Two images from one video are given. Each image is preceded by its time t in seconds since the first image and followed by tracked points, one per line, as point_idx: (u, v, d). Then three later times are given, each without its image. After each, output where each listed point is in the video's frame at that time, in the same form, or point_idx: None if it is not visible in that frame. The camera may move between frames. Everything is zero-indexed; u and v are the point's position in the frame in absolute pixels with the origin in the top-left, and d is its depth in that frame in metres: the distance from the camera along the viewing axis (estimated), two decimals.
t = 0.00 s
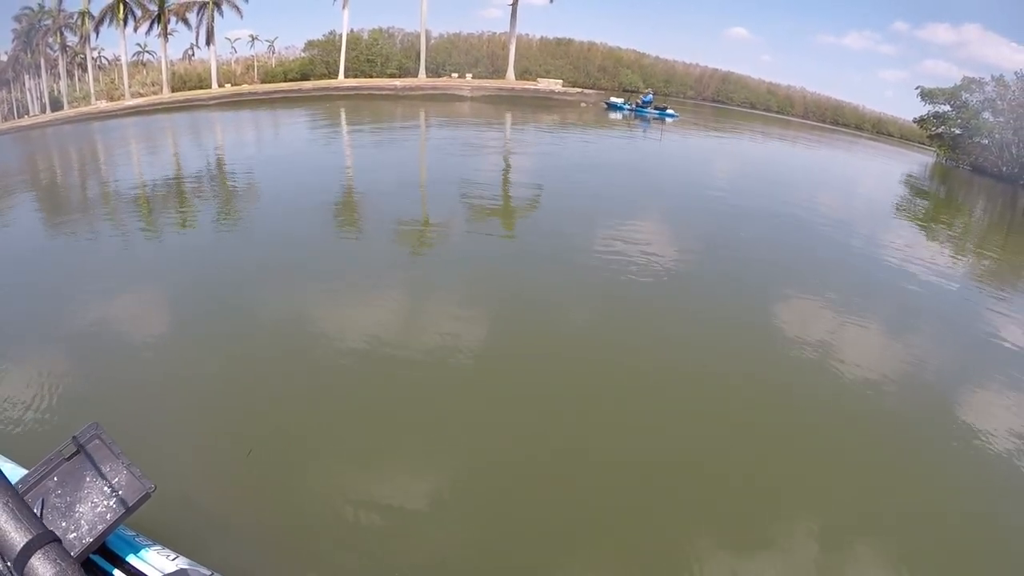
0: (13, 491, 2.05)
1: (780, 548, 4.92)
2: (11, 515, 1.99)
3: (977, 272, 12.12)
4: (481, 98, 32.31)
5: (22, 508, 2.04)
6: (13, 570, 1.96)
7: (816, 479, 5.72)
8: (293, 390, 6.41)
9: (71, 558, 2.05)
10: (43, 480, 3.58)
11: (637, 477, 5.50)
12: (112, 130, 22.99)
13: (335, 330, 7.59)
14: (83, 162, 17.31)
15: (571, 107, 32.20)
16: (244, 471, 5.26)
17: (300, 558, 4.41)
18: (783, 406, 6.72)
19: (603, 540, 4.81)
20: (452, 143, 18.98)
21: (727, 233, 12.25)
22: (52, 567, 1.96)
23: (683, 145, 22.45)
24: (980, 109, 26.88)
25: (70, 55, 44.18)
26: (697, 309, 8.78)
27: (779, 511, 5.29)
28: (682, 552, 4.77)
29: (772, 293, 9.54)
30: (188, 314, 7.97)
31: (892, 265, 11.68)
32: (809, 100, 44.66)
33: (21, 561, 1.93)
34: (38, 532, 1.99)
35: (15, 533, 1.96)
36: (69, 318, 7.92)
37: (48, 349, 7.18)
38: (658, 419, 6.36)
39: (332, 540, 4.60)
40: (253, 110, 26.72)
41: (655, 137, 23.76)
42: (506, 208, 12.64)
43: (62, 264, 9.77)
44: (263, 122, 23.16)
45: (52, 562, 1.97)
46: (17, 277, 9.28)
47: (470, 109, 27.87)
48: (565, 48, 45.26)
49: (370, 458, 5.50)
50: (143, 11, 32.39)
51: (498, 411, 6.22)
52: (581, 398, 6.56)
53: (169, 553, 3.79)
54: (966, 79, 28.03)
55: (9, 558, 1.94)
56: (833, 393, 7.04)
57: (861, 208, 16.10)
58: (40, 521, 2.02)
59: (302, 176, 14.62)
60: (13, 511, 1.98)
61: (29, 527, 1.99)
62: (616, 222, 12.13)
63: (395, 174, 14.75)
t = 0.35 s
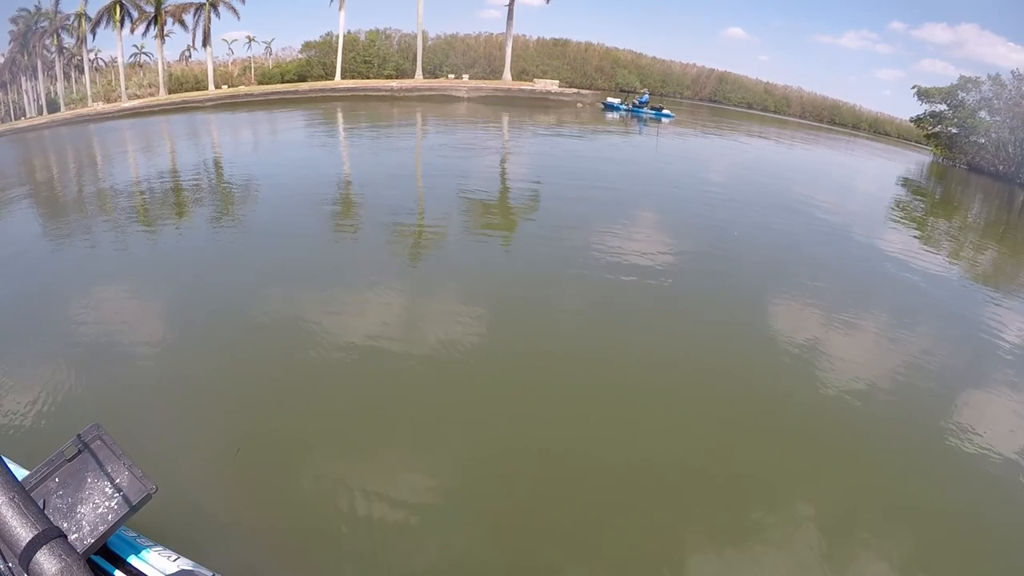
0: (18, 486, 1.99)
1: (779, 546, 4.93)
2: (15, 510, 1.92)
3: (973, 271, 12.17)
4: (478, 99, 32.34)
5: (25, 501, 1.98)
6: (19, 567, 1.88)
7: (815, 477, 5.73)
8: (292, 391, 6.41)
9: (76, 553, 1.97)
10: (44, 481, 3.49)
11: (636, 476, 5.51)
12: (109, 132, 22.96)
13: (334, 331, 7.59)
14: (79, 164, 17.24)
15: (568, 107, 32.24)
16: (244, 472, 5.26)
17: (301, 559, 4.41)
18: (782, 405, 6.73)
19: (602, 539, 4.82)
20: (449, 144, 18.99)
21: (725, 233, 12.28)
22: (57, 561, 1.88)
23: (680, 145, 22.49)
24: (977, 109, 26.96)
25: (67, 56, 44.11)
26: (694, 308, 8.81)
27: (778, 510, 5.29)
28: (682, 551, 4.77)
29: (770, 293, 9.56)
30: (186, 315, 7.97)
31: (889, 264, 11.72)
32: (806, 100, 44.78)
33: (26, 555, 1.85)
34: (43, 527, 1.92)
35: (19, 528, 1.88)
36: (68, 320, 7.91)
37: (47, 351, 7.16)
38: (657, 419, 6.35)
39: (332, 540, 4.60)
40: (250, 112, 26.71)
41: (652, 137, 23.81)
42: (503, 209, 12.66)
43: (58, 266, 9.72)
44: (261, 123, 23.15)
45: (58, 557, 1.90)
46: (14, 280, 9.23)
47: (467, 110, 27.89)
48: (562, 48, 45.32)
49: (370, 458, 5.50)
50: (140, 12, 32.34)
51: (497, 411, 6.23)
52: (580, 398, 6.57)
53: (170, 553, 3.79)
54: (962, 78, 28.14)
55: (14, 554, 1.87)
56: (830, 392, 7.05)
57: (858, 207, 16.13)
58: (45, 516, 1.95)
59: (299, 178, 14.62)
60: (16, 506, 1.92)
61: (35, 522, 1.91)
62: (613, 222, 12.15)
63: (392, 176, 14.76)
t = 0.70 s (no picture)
0: (17, 489, 2.00)
1: (779, 546, 4.93)
2: (14, 513, 1.93)
3: (969, 269, 12.21)
4: (474, 96, 32.25)
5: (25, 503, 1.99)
6: (19, 569, 1.89)
7: (815, 477, 5.74)
8: (292, 390, 6.40)
9: (75, 556, 1.99)
10: (44, 479, 3.52)
11: (636, 476, 5.51)
12: (105, 129, 22.85)
13: (333, 329, 7.58)
14: (75, 162, 17.16)
15: (565, 104, 32.20)
16: (243, 473, 5.25)
17: (301, 559, 4.40)
18: (781, 404, 6.74)
19: (603, 539, 4.82)
20: (445, 141, 18.96)
21: (722, 231, 12.28)
22: (56, 564, 1.89)
23: (678, 142, 22.47)
24: (973, 106, 27.01)
25: (62, 53, 43.84)
26: (693, 307, 8.81)
27: (778, 510, 5.30)
28: (683, 551, 4.77)
29: (769, 291, 9.57)
30: (184, 314, 7.94)
31: (886, 261, 11.74)
32: (803, 98, 44.83)
33: (27, 558, 1.86)
34: (43, 529, 1.93)
35: (18, 531, 1.89)
36: (65, 319, 7.88)
37: (44, 350, 7.13)
38: (657, 419, 6.35)
39: (332, 540, 4.60)
40: (246, 109, 26.61)
41: (649, 134, 23.79)
42: (500, 206, 12.64)
43: (54, 265, 9.67)
44: (257, 121, 23.07)
45: (57, 560, 1.91)
46: (10, 279, 9.19)
47: (463, 107, 27.84)
48: (559, 45, 45.23)
49: (370, 459, 5.49)
50: (135, 9, 32.17)
51: (497, 411, 6.23)
52: (580, 398, 6.57)
53: (170, 552, 3.79)
54: (959, 76, 28.17)
55: (12, 556, 1.88)
56: (829, 391, 7.06)
57: (855, 205, 16.15)
58: (43, 518, 1.96)
59: (296, 175, 14.58)
60: (15, 509, 1.92)
61: (33, 525, 1.93)
62: (610, 220, 12.14)
63: (389, 173, 14.73)
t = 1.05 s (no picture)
0: (16, 491, 1.95)
1: (778, 546, 4.94)
2: (14, 515, 1.88)
3: (966, 267, 12.23)
4: (470, 95, 32.22)
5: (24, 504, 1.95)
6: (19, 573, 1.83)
7: (817, 478, 5.73)
8: (290, 391, 6.39)
9: (76, 557, 1.92)
10: (45, 478, 3.53)
11: (636, 475, 5.51)
12: (101, 130, 22.77)
13: (331, 329, 7.57)
14: (71, 162, 17.09)
15: (562, 103, 32.20)
16: (242, 474, 5.24)
17: (301, 560, 4.39)
18: (781, 404, 6.74)
19: (605, 540, 4.81)
20: (442, 140, 18.94)
21: (720, 229, 12.28)
22: (57, 565, 1.83)
23: (675, 141, 22.49)
24: (970, 104, 27.07)
25: (58, 53, 43.66)
26: (690, 306, 8.82)
27: (778, 510, 5.30)
28: (683, 551, 4.77)
29: (766, 290, 9.57)
30: (181, 315, 7.92)
31: (883, 260, 11.75)
32: (800, 97, 44.90)
33: (26, 559, 1.79)
34: (43, 531, 1.87)
35: (18, 533, 1.83)
36: (62, 320, 7.86)
37: (41, 351, 7.11)
38: (656, 419, 6.35)
39: (332, 542, 4.58)
40: (242, 109, 26.55)
41: (646, 133, 23.79)
42: (496, 206, 12.62)
43: (51, 266, 9.64)
44: (254, 121, 23.02)
45: (57, 563, 1.84)
46: (7, 280, 9.15)
47: (459, 107, 27.80)
48: (556, 44, 45.22)
49: (369, 460, 5.48)
50: (131, 10, 32.07)
51: (496, 411, 6.23)
52: (579, 398, 6.57)
53: (170, 551, 3.79)
54: (956, 74, 28.24)
55: (12, 559, 1.82)
56: (828, 390, 7.07)
57: (853, 203, 16.17)
58: (44, 520, 1.91)
59: (292, 175, 14.55)
60: (15, 510, 1.87)
61: (33, 526, 1.87)
62: (608, 219, 12.13)
63: (385, 173, 14.71)
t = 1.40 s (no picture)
0: (14, 493, 1.86)
1: (778, 544, 4.95)
2: (13, 517, 1.78)
3: (961, 264, 12.28)
4: (466, 97, 32.22)
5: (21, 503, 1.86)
6: None
7: (816, 476, 5.75)
8: (289, 391, 6.39)
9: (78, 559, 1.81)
10: (46, 479, 3.52)
11: (636, 475, 5.52)
12: (96, 133, 22.72)
13: (329, 330, 7.57)
14: (67, 166, 17.03)
15: (557, 104, 32.25)
16: (242, 474, 5.23)
17: (302, 561, 4.38)
18: (780, 403, 6.75)
19: (606, 540, 4.81)
20: (438, 142, 18.96)
21: (716, 229, 12.31)
22: (57, 568, 1.71)
23: (671, 141, 22.55)
24: (965, 103, 27.19)
25: (53, 57, 43.54)
26: (687, 305, 8.84)
27: (777, 509, 5.31)
28: (683, 551, 4.77)
29: (763, 289, 9.60)
30: (179, 317, 7.92)
31: (879, 258, 11.80)
32: (795, 96, 45.02)
33: (25, 562, 1.68)
34: (43, 532, 1.76)
35: (18, 534, 1.74)
36: (59, 323, 7.85)
37: (39, 354, 7.10)
38: (656, 419, 6.35)
39: (332, 543, 4.58)
40: (238, 112, 26.52)
41: (641, 133, 23.85)
42: (492, 207, 12.64)
43: (48, 270, 9.62)
44: (250, 123, 23.01)
45: (58, 565, 1.73)
46: (3, 284, 9.12)
47: (454, 108, 27.83)
48: (551, 45, 45.28)
49: (369, 460, 5.47)
50: (126, 13, 32.01)
51: (495, 411, 6.24)
52: (579, 397, 6.58)
53: (171, 552, 3.78)
54: (951, 72, 28.34)
55: (12, 561, 1.71)
56: (826, 388, 7.09)
57: (848, 202, 16.23)
58: (43, 521, 1.81)
59: (288, 177, 14.54)
60: (14, 512, 1.78)
61: (33, 528, 1.77)
62: (604, 219, 12.15)
63: (381, 174, 14.72)
